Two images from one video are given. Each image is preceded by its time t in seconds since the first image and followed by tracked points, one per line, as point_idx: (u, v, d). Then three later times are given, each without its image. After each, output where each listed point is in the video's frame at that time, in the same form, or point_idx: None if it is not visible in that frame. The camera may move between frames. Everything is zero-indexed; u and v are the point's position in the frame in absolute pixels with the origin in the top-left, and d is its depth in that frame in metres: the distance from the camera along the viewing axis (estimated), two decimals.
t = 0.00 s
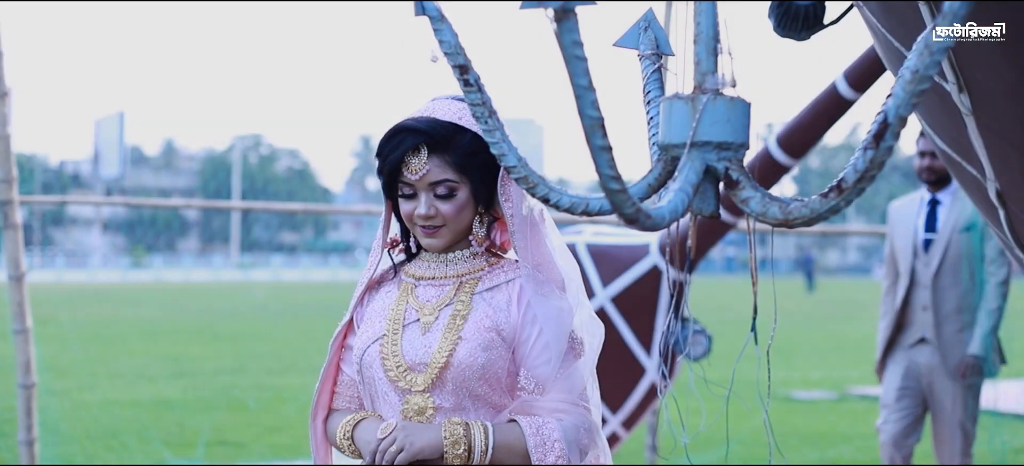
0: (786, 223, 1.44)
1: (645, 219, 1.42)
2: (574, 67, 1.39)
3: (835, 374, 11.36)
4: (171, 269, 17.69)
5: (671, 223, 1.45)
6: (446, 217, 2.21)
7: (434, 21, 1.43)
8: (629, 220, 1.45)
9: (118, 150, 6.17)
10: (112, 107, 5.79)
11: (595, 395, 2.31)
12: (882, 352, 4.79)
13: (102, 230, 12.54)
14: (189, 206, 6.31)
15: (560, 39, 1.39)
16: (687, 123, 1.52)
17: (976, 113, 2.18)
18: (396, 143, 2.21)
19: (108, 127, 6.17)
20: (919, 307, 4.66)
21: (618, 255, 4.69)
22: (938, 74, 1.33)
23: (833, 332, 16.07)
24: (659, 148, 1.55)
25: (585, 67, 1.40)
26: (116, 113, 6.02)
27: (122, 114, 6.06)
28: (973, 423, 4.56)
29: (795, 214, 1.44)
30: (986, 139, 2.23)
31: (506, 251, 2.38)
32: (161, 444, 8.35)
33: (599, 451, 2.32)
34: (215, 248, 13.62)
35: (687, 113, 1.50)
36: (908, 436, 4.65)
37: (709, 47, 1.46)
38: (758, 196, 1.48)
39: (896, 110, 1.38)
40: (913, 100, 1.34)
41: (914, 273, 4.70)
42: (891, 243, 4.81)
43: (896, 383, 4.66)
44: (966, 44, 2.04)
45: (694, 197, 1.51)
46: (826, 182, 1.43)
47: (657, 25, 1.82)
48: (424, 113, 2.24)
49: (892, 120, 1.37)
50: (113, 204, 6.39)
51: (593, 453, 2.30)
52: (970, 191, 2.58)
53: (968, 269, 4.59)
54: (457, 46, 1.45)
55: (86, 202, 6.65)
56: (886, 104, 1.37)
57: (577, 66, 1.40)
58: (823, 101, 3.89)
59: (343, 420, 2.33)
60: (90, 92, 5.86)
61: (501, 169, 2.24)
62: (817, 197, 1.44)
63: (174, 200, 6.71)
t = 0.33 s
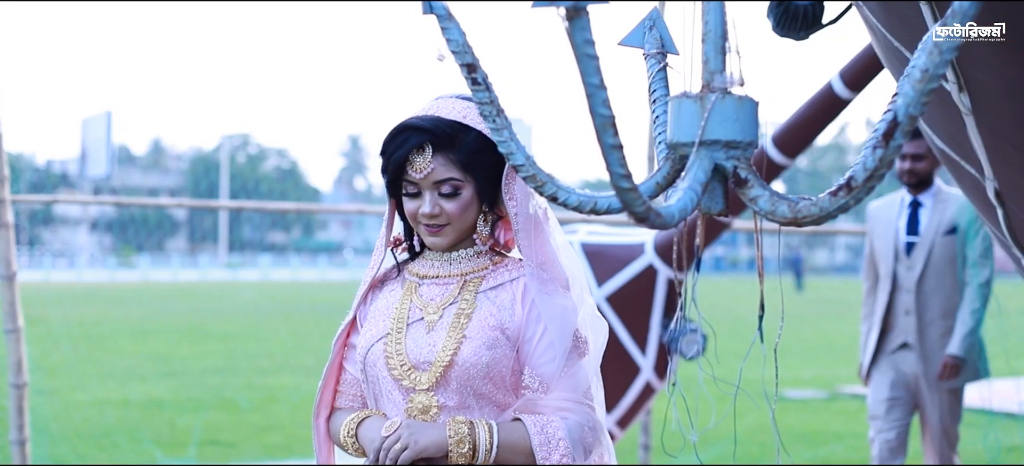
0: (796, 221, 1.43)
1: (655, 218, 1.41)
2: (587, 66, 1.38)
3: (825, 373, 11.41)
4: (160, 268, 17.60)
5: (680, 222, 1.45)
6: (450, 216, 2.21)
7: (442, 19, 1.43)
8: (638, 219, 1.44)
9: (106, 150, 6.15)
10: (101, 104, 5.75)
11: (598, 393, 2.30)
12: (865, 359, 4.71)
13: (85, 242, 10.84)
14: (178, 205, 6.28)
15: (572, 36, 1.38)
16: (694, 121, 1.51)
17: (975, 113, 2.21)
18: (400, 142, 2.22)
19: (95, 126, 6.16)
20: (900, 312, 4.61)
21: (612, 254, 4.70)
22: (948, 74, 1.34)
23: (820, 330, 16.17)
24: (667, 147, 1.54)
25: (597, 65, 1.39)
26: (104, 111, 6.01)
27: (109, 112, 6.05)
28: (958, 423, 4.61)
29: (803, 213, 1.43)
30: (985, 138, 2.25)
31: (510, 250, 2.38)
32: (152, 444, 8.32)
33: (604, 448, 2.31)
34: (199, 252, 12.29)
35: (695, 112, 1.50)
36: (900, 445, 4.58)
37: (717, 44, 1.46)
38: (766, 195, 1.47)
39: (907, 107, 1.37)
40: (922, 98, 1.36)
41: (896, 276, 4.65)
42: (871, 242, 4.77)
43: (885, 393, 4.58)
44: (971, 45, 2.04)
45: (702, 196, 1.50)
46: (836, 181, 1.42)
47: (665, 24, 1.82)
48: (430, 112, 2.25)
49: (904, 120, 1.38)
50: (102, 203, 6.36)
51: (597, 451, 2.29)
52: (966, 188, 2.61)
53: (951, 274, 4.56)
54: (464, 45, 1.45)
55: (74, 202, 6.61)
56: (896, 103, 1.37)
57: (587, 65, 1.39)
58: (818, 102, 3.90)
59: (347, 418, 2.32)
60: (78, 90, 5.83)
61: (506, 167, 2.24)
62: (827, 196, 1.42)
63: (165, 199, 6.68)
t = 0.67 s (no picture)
0: (802, 220, 1.43)
1: (663, 216, 1.41)
2: (596, 64, 1.37)
3: (813, 373, 11.45)
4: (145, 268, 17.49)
5: (689, 221, 1.45)
6: (453, 214, 2.21)
7: (449, 17, 1.44)
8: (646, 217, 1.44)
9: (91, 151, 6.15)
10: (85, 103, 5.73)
11: (599, 392, 2.31)
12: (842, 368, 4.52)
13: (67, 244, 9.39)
14: (165, 204, 6.27)
15: (581, 34, 1.38)
16: (700, 120, 1.51)
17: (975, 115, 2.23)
18: (402, 141, 2.22)
19: (80, 128, 6.15)
20: (877, 315, 4.41)
21: (604, 253, 4.71)
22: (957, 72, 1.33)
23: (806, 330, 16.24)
24: (673, 145, 1.55)
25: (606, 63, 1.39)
26: (89, 112, 6.01)
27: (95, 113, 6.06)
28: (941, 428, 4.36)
29: (811, 211, 1.43)
30: (981, 138, 2.28)
31: (512, 248, 2.38)
32: (142, 444, 8.30)
33: (605, 447, 2.32)
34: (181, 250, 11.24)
35: (702, 111, 1.50)
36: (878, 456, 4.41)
37: (723, 44, 1.46)
38: (773, 193, 1.46)
39: (915, 107, 1.37)
40: (930, 97, 1.35)
41: (870, 279, 4.46)
42: (840, 244, 4.59)
43: (863, 402, 4.40)
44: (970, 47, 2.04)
45: (709, 194, 1.50)
46: (844, 180, 1.42)
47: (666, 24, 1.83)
48: (432, 111, 2.25)
49: (913, 119, 1.38)
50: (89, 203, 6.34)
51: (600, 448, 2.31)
52: (960, 185, 2.64)
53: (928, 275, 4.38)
54: (471, 43, 1.45)
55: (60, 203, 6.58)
56: (905, 102, 1.37)
57: (596, 65, 1.38)
58: (810, 102, 3.90)
59: (348, 417, 2.32)
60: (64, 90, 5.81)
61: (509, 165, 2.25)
62: (835, 194, 1.42)
63: (151, 199, 6.65)
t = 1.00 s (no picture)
0: (808, 219, 1.43)
1: (669, 216, 1.41)
2: (604, 63, 1.36)
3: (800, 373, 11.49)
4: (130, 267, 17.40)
5: (693, 220, 1.45)
6: (454, 213, 2.21)
7: (453, 17, 1.44)
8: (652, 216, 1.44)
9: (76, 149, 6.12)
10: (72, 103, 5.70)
11: (599, 390, 2.31)
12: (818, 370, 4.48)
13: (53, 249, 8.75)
14: (151, 203, 6.24)
15: (588, 33, 1.38)
16: (705, 119, 1.51)
17: (972, 117, 2.25)
18: (403, 140, 2.22)
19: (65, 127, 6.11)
20: (854, 313, 4.36)
21: (594, 252, 4.70)
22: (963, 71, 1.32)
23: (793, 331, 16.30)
24: (678, 145, 1.54)
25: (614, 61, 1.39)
26: (73, 110, 6.00)
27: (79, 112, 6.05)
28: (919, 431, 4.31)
29: (816, 210, 1.43)
30: (978, 139, 2.29)
31: (511, 247, 2.38)
32: (130, 444, 8.27)
33: (606, 446, 2.32)
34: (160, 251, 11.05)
35: (707, 110, 1.50)
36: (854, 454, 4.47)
37: (727, 42, 1.46)
38: (779, 193, 1.47)
39: (921, 105, 1.36)
40: (936, 97, 1.35)
41: (847, 277, 4.41)
42: (810, 244, 4.53)
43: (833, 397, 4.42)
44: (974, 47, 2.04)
45: (714, 194, 1.50)
46: (850, 179, 1.42)
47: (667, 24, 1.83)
48: (433, 109, 2.25)
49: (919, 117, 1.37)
50: (77, 203, 6.30)
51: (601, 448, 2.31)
52: (952, 183, 2.65)
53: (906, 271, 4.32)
54: (475, 42, 1.45)
55: (43, 204, 6.53)
56: (911, 101, 1.36)
57: (604, 64, 1.38)
58: (801, 104, 3.91)
59: (349, 417, 2.31)
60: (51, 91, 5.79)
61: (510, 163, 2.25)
62: (840, 193, 1.43)
63: (137, 198, 6.61)
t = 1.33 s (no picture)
0: (813, 218, 1.44)
1: (675, 215, 1.41)
2: (611, 63, 1.36)
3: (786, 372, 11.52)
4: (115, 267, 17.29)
5: (698, 220, 1.45)
6: (454, 212, 2.21)
7: (456, 15, 1.44)
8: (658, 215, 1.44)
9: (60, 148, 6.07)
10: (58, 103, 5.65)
11: (598, 390, 2.31)
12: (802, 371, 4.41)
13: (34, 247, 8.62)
14: (135, 202, 6.20)
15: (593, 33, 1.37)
16: (709, 119, 1.51)
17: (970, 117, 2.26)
18: (404, 139, 2.22)
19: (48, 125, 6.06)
20: (834, 314, 4.33)
21: (585, 251, 4.69)
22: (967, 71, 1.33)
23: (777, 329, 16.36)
24: (682, 144, 1.55)
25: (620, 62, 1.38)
26: (57, 110, 6.00)
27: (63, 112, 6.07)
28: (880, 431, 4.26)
29: (821, 210, 1.44)
30: (973, 139, 2.31)
31: (511, 246, 2.38)
32: (120, 444, 8.24)
33: (605, 445, 2.32)
34: (145, 251, 10.95)
35: (711, 109, 1.50)
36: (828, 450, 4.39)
37: (731, 42, 1.46)
38: (782, 192, 1.47)
39: (926, 106, 1.37)
40: (941, 97, 1.35)
41: (827, 277, 4.36)
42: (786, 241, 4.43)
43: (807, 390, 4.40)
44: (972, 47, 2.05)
45: (717, 194, 1.50)
46: (854, 178, 1.43)
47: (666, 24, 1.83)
48: (433, 108, 2.25)
49: (924, 117, 1.38)
50: (63, 204, 6.26)
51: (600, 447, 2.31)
52: (945, 181, 2.67)
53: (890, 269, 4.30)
54: (479, 42, 1.45)
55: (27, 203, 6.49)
56: (916, 102, 1.37)
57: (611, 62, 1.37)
58: (791, 103, 3.87)
59: (348, 416, 2.31)
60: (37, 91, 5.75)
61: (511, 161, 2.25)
62: (844, 193, 1.43)
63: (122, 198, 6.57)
